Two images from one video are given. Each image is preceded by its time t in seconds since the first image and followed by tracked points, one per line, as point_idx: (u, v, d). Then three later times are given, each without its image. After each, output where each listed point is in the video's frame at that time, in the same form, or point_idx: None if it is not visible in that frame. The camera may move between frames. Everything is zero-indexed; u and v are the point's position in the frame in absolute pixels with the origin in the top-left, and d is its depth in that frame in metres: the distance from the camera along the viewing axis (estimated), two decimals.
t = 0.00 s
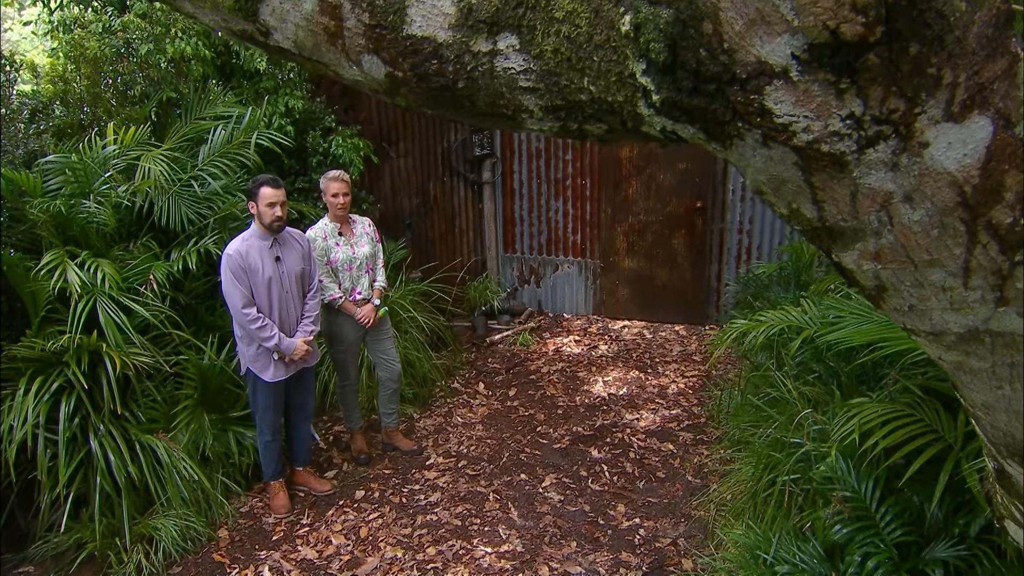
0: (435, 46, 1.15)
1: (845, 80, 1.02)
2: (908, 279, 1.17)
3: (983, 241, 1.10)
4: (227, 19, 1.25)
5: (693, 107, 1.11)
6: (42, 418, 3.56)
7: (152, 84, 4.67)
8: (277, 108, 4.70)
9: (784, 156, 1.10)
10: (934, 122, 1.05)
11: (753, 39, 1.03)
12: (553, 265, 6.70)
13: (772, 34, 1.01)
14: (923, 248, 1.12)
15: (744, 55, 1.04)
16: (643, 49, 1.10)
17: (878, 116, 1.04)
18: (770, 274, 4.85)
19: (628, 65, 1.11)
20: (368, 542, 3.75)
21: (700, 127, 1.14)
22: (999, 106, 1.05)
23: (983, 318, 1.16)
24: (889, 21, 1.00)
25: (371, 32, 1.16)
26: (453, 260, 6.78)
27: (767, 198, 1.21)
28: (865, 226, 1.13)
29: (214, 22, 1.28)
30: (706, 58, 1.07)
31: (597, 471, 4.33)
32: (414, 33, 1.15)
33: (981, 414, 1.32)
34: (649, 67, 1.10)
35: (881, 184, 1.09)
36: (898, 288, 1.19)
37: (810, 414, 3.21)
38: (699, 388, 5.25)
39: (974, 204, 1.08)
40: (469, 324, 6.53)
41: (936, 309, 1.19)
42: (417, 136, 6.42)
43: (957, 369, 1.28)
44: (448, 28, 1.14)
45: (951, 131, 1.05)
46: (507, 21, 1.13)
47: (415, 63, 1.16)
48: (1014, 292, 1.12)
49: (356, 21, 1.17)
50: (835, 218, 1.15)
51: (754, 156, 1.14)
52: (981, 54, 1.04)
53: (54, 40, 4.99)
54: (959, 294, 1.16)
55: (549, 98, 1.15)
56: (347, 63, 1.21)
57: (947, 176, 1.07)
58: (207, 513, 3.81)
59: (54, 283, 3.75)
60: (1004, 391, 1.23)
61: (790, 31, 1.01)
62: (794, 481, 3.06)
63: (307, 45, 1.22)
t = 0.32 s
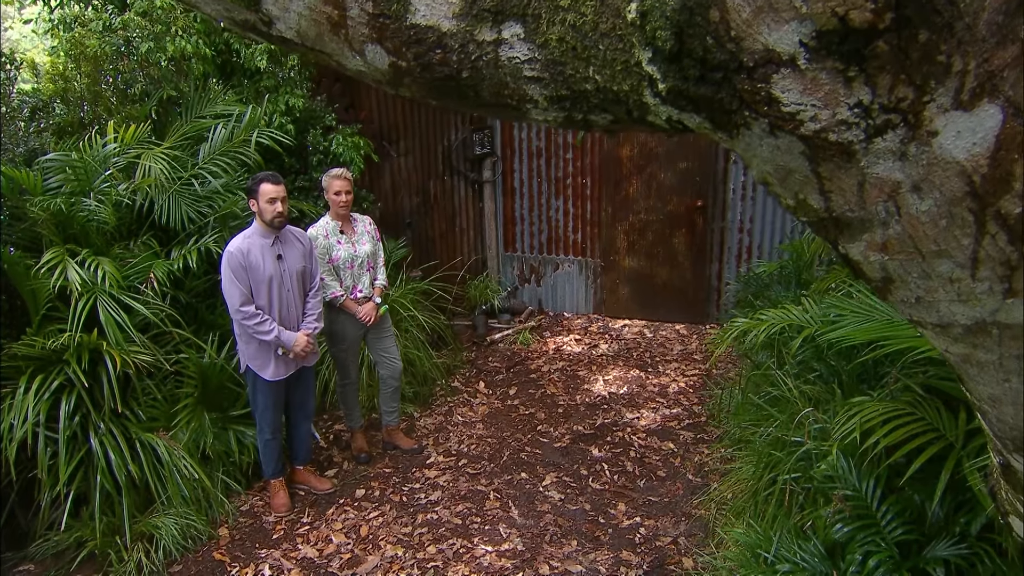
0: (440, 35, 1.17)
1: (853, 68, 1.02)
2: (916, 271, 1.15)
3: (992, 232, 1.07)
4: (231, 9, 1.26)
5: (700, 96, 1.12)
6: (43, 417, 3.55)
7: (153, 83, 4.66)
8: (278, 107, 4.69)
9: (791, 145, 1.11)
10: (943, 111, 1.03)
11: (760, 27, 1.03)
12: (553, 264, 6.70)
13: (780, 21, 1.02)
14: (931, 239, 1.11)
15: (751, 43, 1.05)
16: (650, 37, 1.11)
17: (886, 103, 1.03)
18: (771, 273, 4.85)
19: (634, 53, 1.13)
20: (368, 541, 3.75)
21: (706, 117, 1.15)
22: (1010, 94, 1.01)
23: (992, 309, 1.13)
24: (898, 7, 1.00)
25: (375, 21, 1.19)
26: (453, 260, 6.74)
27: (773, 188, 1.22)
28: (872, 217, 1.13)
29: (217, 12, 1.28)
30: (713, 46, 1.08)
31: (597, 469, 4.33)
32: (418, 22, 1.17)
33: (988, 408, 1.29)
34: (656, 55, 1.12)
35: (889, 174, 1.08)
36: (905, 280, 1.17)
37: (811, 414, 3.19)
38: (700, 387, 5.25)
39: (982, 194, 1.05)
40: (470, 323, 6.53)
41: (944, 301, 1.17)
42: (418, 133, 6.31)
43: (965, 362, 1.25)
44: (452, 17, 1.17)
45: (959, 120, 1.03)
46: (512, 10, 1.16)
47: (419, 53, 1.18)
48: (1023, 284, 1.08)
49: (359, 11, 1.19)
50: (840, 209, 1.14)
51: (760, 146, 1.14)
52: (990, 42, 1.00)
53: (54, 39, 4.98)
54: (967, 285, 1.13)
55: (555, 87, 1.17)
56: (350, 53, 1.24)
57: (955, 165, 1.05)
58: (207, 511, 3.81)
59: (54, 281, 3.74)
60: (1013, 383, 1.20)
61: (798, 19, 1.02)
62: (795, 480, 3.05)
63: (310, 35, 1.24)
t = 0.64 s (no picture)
0: (438, 33, 1.18)
1: (853, 65, 1.02)
2: (916, 269, 1.15)
3: (992, 230, 1.05)
4: (229, 7, 1.26)
5: (699, 94, 1.13)
6: (42, 416, 3.55)
7: (152, 83, 4.65)
8: (277, 106, 4.69)
9: (791, 143, 1.11)
10: (942, 108, 1.02)
11: (759, 25, 1.04)
12: (553, 264, 6.70)
13: (779, 19, 1.03)
14: (931, 237, 1.10)
15: (750, 40, 1.05)
16: (649, 34, 1.12)
17: (887, 100, 1.03)
18: (771, 273, 4.85)
19: (633, 50, 1.14)
20: (368, 541, 3.75)
21: (705, 115, 1.15)
22: (1010, 92, 0.98)
23: (991, 307, 1.11)
24: (898, 4, 0.99)
25: (374, 19, 1.20)
26: (453, 260, 6.74)
27: (773, 187, 1.22)
28: (872, 215, 1.12)
29: (215, 10, 1.29)
30: (712, 43, 1.08)
31: (597, 469, 4.34)
32: (417, 20, 1.18)
33: (988, 406, 1.28)
34: (654, 53, 1.12)
35: (888, 171, 1.07)
36: (905, 279, 1.17)
37: (811, 413, 3.19)
38: (700, 387, 5.25)
39: (982, 191, 1.03)
40: (470, 323, 6.54)
41: (944, 299, 1.16)
42: (418, 133, 6.32)
43: (964, 360, 1.24)
44: (451, 15, 1.17)
45: (959, 118, 1.01)
46: (510, 8, 1.17)
47: (418, 51, 1.19)
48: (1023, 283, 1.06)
49: (358, 9, 1.20)
50: (840, 207, 1.14)
51: (760, 144, 1.15)
52: (990, 39, 0.98)
53: (54, 39, 4.98)
54: (967, 284, 1.11)
55: (553, 85, 1.17)
56: (348, 51, 1.24)
57: (955, 163, 1.03)
58: (207, 511, 3.81)
59: (54, 281, 3.74)
60: (1011, 382, 1.18)
61: (797, 16, 1.02)
62: (794, 480, 3.05)
63: (308, 33, 1.25)
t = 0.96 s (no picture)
0: (434, 34, 1.18)
1: (849, 66, 1.02)
2: (912, 270, 1.14)
3: (988, 231, 1.04)
4: (224, 7, 1.28)
5: (695, 94, 1.13)
6: (42, 416, 3.54)
7: (152, 83, 4.63)
8: (276, 107, 4.68)
9: (787, 143, 1.12)
10: (938, 109, 1.02)
11: (755, 25, 1.04)
12: (553, 264, 6.70)
13: (775, 19, 1.03)
14: (927, 238, 1.09)
15: (746, 41, 1.05)
16: (645, 35, 1.12)
17: (883, 101, 1.03)
18: (770, 273, 4.85)
19: (630, 51, 1.14)
20: (368, 542, 3.75)
21: (702, 115, 1.16)
22: (1005, 93, 0.98)
23: (988, 308, 1.11)
24: (894, 5, 0.99)
25: (370, 20, 1.20)
26: (452, 260, 6.74)
27: (770, 187, 1.23)
28: (869, 216, 1.12)
29: (211, 10, 1.30)
30: (708, 44, 1.09)
31: (597, 469, 4.34)
32: (412, 20, 1.19)
33: (986, 407, 1.28)
34: (650, 53, 1.12)
35: (885, 172, 1.07)
36: (902, 280, 1.17)
37: (810, 413, 3.20)
38: (699, 387, 5.25)
39: (979, 192, 1.02)
40: (469, 323, 6.54)
41: (940, 300, 1.16)
42: (417, 133, 6.31)
43: (961, 362, 1.24)
44: (446, 16, 1.18)
45: (955, 119, 1.01)
46: (507, 8, 1.17)
47: (414, 51, 1.20)
48: (1019, 283, 1.05)
49: (354, 9, 1.21)
50: (837, 207, 1.15)
51: (756, 145, 1.15)
52: (986, 39, 0.98)
53: (54, 39, 4.95)
54: (963, 284, 1.11)
55: (550, 85, 1.18)
56: (344, 51, 1.25)
57: (951, 164, 1.03)
58: (207, 511, 3.81)
59: (54, 281, 3.74)
60: (1007, 383, 1.18)
61: (794, 16, 1.02)
62: (794, 480, 3.04)
63: (304, 33, 1.25)
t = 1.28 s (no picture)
0: (432, 27, 1.18)
1: (849, 59, 1.02)
2: (913, 265, 1.13)
3: (989, 225, 1.03)
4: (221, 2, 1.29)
5: (695, 87, 1.14)
6: (41, 416, 3.53)
7: (151, 82, 4.64)
8: (275, 106, 4.68)
9: (787, 138, 1.11)
10: (939, 102, 1.01)
11: (755, 17, 1.04)
12: (552, 264, 6.70)
13: (775, 12, 1.03)
14: (928, 233, 1.08)
15: (746, 34, 1.06)
16: (643, 28, 1.13)
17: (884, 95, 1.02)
18: (769, 273, 4.85)
19: (628, 45, 1.15)
20: (367, 541, 3.75)
21: (701, 109, 1.17)
22: (1007, 85, 0.97)
23: (989, 304, 1.10)
24: None
25: (367, 13, 1.20)
26: (452, 260, 6.75)
27: (770, 182, 1.22)
28: (869, 210, 1.11)
29: (208, 5, 1.31)
30: (708, 36, 1.09)
31: (597, 469, 4.34)
32: (410, 14, 1.18)
33: (986, 404, 1.27)
34: (649, 47, 1.14)
35: (885, 166, 1.06)
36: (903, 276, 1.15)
37: (810, 412, 3.20)
38: (699, 386, 5.25)
39: (980, 186, 1.01)
40: (469, 323, 6.54)
41: (941, 295, 1.14)
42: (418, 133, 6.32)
43: (961, 358, 1.23)
44: (444, 9, 1.17)
45: (956, 112, 1.00)
46: (505, 2, 1.17)
47: (412, 46, 1.20)
48: (1020, 278, 1.04)
49: (351, 3, 1.21)
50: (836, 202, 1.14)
51: (756, 139, 1.15)
52: (988, 32, 0.97)
53: (53, 39, 4.93)
54: (964, 280, 1.10)
55: (548, 80, 1.19)
56: (342, 46, 1.25)
57: (952, 158, 1.02)
58: (206, 511, 3.81)
59: (53, 281, 3.73)
60: (1009, 380, 1.17)
61: (793, 9, 1.02)
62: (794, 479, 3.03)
63: (301, 27, 1.26)
